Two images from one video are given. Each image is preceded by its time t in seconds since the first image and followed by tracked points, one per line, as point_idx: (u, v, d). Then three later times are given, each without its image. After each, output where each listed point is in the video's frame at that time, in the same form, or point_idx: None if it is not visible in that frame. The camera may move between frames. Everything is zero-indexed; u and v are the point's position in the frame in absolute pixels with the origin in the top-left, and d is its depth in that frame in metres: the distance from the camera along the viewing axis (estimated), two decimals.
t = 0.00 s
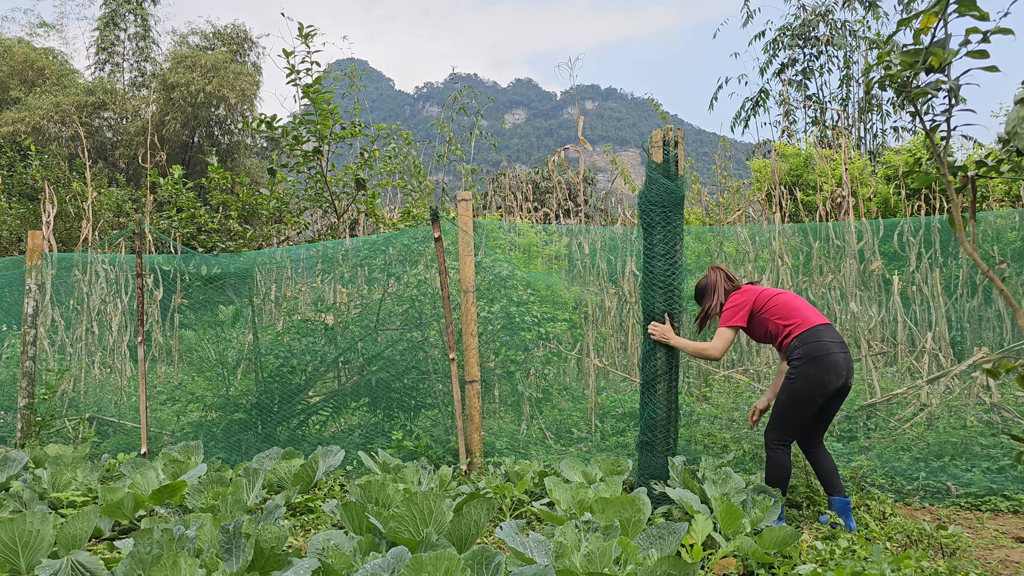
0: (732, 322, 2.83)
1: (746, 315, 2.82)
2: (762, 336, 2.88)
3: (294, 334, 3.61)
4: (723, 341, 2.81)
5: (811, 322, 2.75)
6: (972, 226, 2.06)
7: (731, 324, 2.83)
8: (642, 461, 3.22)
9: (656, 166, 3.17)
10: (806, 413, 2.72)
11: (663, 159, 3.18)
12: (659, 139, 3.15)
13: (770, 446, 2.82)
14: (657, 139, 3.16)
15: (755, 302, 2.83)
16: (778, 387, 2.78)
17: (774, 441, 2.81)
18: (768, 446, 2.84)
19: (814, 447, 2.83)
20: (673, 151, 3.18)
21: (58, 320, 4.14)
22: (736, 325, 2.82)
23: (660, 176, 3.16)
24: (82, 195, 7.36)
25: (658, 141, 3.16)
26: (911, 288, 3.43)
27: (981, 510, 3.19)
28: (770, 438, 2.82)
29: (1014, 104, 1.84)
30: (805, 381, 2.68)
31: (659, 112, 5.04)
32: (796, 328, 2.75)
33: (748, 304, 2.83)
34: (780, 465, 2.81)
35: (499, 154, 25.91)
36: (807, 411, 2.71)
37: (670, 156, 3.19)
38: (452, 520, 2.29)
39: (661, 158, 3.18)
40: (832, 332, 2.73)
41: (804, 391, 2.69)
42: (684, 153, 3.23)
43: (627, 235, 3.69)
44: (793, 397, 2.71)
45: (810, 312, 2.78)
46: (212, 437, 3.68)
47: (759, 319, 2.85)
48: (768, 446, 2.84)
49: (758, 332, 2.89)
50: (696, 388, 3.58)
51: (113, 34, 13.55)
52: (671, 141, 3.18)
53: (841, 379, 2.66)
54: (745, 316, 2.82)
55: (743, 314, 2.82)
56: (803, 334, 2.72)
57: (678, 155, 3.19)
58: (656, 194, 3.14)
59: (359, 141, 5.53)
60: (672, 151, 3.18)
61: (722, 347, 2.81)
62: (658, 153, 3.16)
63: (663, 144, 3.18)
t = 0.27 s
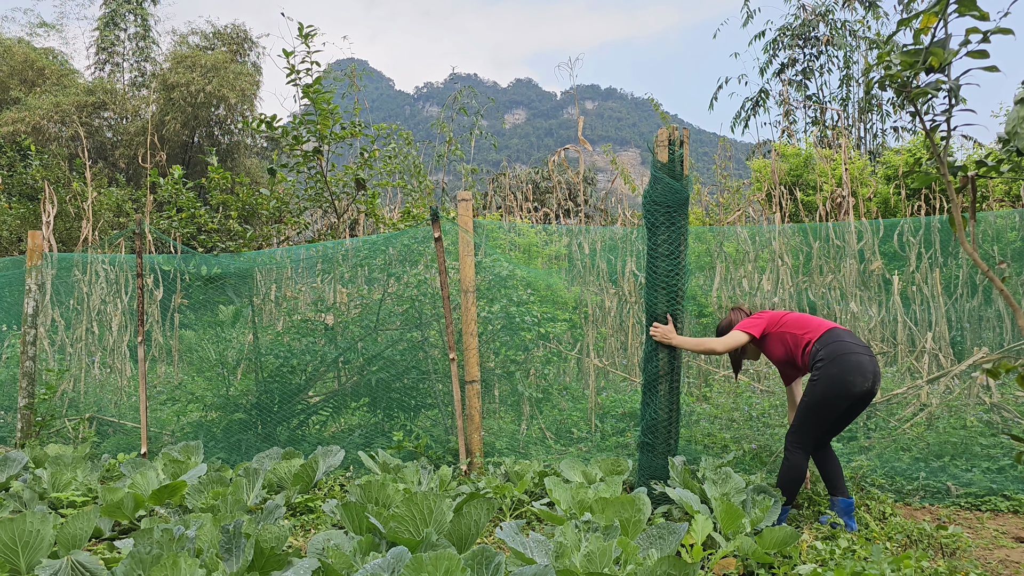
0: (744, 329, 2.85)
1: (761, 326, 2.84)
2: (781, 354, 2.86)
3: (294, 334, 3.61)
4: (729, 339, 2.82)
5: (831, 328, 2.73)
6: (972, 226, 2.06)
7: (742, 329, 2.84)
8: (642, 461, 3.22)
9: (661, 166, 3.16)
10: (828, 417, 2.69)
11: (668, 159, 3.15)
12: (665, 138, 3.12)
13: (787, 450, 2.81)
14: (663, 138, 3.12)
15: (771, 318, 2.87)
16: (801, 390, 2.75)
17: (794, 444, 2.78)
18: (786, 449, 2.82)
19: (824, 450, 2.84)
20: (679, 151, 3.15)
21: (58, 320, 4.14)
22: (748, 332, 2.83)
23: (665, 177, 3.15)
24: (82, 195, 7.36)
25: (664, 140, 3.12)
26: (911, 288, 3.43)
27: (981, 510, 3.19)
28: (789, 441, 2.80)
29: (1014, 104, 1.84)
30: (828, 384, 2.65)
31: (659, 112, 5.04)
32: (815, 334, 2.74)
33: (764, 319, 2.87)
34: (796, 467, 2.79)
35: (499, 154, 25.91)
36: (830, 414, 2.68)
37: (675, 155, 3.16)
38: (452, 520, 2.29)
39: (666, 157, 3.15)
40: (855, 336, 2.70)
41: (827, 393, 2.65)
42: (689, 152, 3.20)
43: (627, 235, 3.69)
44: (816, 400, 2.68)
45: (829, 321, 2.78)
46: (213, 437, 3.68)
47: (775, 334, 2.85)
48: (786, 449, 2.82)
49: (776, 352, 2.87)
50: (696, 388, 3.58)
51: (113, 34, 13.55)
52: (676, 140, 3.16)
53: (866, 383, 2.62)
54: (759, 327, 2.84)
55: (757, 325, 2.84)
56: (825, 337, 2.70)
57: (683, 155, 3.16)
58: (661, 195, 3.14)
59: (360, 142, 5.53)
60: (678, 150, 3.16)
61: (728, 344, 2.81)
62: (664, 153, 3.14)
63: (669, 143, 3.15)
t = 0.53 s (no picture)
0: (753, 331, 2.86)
1: (769, 329, 2.86)
2: (790, 358, 2.87)
3: (294, 334, 3.62)
4: (737, 337, 2.83)
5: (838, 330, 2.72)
6: (972, 226, 2.07)
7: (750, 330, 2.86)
8: (642, 461, 3.23)
9: (669, 166, 3.16)
10: (832, 418, 2.68)
11: (676, 159, 3.16)
12: (673, 138, 3.12)
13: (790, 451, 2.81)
14: (672, 138, 3.13)
15: (780, 322, 2.89)
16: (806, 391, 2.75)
17: (798, 446, 2.78)
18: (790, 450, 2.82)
19: (828, 450, 2.84)
20: (686, 151, 3.15)
21: (58, 320, 4.14)
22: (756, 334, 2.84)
23: (673, 177, 3.15)
24: (82, 195, 7.36)
25: (672, 140, 3.13)
26: (911, 288, 3.43)
27: (981, 510, 3.19)
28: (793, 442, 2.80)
29: (1014, 104, 1.84)
30: (831, 385, 2.64)
31: (659, 112, 5.04)
32: (820, 336, 2.74)
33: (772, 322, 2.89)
34: (798, 468, 2.78)
35: (499, 154, 25.93)
36: (835, 415, 2.68)
37: (683, 155, 3.17)
38: (452, 520, 2.29)
39: (674, 157, 3.15)
40: (861, 338, 2.68)
41: (830, 395, 2.64)
42: (697, 153, 3.20)
43: (627, 235, 3.69)
44: (819, 401, 2.68)
45: (836, 323, 2.77)
46: (213, 437, 3.68)
47: (782, 338, 2.86)
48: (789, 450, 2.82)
49: (785, 356, 2.88)
50: (696, 388, 3.58)
51: (113, 34, 13.55)
52: (685, 140, 3.16)
53: (871, 384, 2.59)
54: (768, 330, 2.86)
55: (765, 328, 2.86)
56: (830, 339, 2.69)
57: (691, 155, 3.16)
58: (668, 195, 3.14)
59: (360, 142, 5.53)
60: (686, 150, 3.16)
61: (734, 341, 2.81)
62: (672, 154, 3.14)
63: (677, 142, 3.15)
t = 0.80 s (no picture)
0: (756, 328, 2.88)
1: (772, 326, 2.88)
2: (793, 355, 2.88)
3: (294, 334, 3.61)
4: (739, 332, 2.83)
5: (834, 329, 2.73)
6: (972, 226, 2.07)
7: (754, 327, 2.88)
8: (642, 461, 3.23)
9: (669, 166, 3.16)
10: (825, 417, 2.69)
11: (677, 159, 3.15)
12: (674, 138, 3.12)
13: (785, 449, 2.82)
14: (672, 137, 3.13)
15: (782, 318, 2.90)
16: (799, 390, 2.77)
17: (791, 444, 2.79)
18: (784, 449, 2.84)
19: (829, 450, 2.85)
20: (687, 151, 3.15)
21: (58, 320, 4.14)
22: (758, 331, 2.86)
23: (674, 177, 3.15)
24: (82, 195, 7.37)
25: (673, 140, 3.13)
26: (911, 288, 3.43)
27: (981, 510, 3.18)
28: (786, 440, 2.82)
29: (1013, 104, 1.84)
30: (822, 384, 2.65)
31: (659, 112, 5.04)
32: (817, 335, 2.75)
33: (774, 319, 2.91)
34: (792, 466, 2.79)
35: (499, 154, 25.93)
36: (827, 414, 2.68)
37: (683, 155, 3.17)
38: (452, 520, 2.29)
39: (674, 157, 3.15)
40: (857, 338, 2.67)
41: (821, 393, 2.66)
42: (698, 153, 3.20)
43: (627, 235, 3.69)
44: (811, 400, 2.69)
45: (834, 321, 2.77)
46: (213, 437, 3.68)
47: (785, 335, 2.87)
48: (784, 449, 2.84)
49: (789, 353, 2.89)
50: (696, 388, 3.59)
51: (113, 34, 13.55)
52: (685, 140, 3.16)
53: (862, 383, 2.60)
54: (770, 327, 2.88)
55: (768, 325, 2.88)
56: (824, 338, 2.71)
57: (692, 155, 3.16)
58: (670, 195, 3.13)
59: (360, 141, 5.53)
60: (687, 150, 3.16)
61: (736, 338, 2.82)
62: (673, 154, 3.14)
63: (678, 142, 3.15)
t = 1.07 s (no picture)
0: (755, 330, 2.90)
1: (770, 327, 2.89)
2: (792, 356, 2.88)
3: (294, 334, 3.61)
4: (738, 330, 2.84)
5: (827, 329, 2.72)
6: (971, 226, 2.07)
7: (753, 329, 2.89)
8: (642, 461, 3.23)
9: (667, 167, 3.16)
10: (817, 416, 2.69)
11: (674, 159, 3.16)
12: (671, 138, 3.12)
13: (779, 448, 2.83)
14: (670, 138, 3.13)
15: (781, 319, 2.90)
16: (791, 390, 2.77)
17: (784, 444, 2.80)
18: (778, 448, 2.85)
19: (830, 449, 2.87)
20: (685, 151, 3.16)
21: (57, 320, 4.14)
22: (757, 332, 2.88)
23: (671, 177, 3.15)
24: (82, 195, 7.36)
25: (671, 140, 3.13)
26: (911, 288, 3.43)
27: (981, 510, 3.18)
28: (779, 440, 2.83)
29: (1013, 104, 1.84)
30: (813, 384, 2.66)
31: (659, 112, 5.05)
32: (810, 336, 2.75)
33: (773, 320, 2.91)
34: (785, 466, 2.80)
35: (499, 154, 25.94)
36: (818, 413, 2.68)
37: (681, 156, 3.17)
38: (452, 520, 2.29)
39: (672, 157, 3.16)
40: (850, 338, 2.66)
41: (812, 393, 2.66)
42: (695, 154, 3.22)
43: (627, 235, 3.69)
44: (802, 400, 2.70)
45: (829, 321, 2.75)
46: (213, 437, 3.68)
47: (783, 336, 2.87)
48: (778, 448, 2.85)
49: (788, 354, 2.89)
50: (696, 388, 3.59)
51: (113, 34, 13.55)
52: (683, 141, 3.17)
53: (852, 382, 2.59)
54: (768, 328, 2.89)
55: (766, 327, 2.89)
56: (815, 338, 2.70)
57: (689, 156, 3.17)
58: (667, 195, 3.13)
59: (360, 141, 5.53)
60: (684, 150, 3.16)
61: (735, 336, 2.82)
62: (671, 154, 3.14)
63: (675, 143, 3.15)
